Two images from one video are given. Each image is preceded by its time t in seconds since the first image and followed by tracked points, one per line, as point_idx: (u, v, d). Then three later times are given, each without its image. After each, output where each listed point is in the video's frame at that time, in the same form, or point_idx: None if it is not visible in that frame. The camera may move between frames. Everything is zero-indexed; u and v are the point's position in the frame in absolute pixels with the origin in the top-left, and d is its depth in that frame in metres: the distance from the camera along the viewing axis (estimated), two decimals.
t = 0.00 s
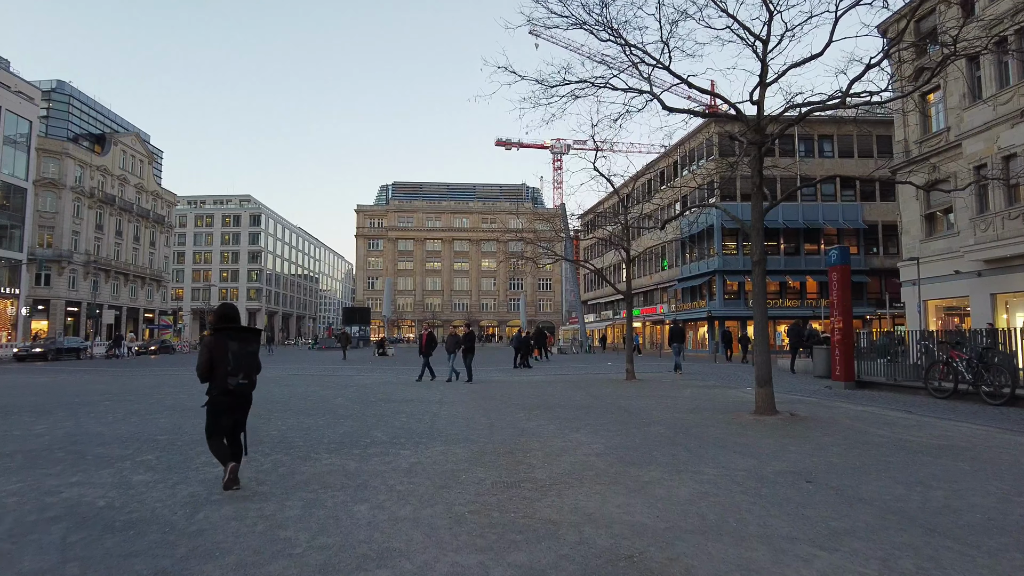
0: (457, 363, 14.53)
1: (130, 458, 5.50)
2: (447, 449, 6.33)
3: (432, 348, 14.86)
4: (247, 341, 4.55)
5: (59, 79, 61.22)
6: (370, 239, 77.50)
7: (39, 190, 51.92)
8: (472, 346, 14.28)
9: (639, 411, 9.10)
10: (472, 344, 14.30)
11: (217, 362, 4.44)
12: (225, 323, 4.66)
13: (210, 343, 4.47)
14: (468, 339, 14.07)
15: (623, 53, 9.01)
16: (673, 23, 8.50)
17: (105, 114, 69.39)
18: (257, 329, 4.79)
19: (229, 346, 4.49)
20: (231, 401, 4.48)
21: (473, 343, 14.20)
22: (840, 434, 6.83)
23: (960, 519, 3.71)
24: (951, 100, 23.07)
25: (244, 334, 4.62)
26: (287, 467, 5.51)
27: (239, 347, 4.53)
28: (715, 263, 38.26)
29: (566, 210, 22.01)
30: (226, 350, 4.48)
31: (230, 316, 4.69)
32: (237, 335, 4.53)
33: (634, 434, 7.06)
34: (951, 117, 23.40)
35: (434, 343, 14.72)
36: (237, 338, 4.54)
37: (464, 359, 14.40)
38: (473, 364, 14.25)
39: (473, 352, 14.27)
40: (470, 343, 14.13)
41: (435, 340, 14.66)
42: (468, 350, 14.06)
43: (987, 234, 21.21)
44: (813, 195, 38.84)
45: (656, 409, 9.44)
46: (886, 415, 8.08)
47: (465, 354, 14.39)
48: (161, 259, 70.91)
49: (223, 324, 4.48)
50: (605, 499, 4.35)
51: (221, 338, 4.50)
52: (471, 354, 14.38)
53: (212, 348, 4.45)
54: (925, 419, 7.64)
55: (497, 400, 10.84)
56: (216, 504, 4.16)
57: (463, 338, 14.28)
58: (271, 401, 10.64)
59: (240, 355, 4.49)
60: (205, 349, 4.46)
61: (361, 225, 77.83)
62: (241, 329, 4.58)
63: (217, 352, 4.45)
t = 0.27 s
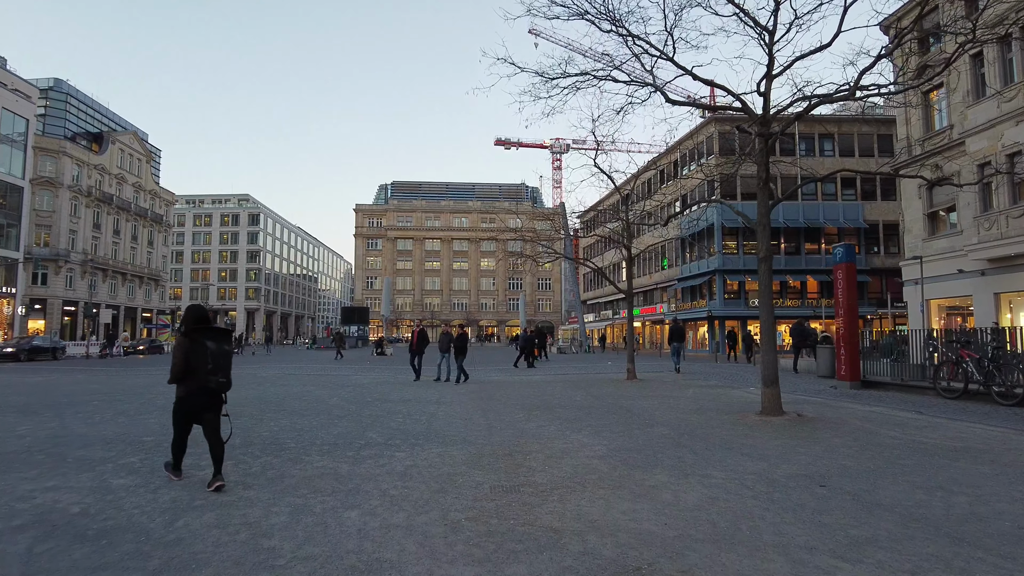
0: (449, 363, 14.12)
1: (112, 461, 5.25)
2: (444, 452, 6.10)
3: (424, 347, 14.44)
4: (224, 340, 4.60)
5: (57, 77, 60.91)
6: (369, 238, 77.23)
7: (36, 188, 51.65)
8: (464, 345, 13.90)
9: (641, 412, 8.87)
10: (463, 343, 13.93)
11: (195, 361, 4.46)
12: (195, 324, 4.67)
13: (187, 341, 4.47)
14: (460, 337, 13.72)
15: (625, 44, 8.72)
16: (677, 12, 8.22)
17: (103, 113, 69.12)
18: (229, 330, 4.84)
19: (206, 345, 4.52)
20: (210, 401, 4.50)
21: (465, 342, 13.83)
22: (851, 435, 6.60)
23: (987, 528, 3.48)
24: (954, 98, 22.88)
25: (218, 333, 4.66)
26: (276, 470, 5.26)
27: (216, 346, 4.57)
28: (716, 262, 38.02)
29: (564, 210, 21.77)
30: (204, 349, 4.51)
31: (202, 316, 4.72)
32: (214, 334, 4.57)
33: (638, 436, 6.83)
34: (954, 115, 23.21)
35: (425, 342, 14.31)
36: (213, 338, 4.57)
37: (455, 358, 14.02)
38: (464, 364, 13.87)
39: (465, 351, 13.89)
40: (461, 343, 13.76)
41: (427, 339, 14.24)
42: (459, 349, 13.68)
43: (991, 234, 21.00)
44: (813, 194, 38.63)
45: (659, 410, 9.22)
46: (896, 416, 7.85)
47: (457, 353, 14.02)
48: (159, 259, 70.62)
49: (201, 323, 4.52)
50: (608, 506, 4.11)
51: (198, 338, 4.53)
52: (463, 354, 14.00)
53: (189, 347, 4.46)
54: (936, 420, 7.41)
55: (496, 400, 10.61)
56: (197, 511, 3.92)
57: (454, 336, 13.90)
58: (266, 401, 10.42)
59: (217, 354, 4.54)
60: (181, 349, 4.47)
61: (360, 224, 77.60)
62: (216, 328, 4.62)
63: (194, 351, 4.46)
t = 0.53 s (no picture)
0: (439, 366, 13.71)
1: (90, 468, 5.00)
2: (440, 457, 5.85)
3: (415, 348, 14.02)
4: (181, 334, 4.59)
5: (52, 77, 60.56)
6: (367, 239, 76.98)
7: (31, 188, 51.34)
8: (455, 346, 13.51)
9: (643, 414, 8.64)
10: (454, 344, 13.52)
11: (150, 355, 4.44)
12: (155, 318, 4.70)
13: (143, 335, 4.48)
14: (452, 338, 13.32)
15: (625, 36, 8.41)
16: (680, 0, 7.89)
17: (99, 113, 68.84)
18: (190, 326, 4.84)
19: (162, 339, 4.51)
20: (164, 395, 4.48)
21: (456, 343, 13.43)
22: (862, 438, 6.36)
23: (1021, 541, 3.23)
24: (957, 95, 22.69)
25: (177, 329, 4.66)
26: (263, 477, 5.01)
27: (172, 340, 4.56)
28: (716, 262, 37.79)
29: (563, 210, 21.53)
30: (159, 343, 4.50)
31: (162, 311, 4.73)
32: (170, 329, 4.56)
33: (641, 440, 6.59)
34: (957, 113, 23.00)
35: (416, 344, 13.88)
36: (170, 332, 4.57)
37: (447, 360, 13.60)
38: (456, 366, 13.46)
39: (456, 352, 13.48)
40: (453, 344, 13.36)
41: (417, 340, 13.79)
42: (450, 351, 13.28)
43: (994, 233, 20.81)
44: (813, 193, 38.42)
45: (661, 412, 8.97)
46: (907, 418, 7.60)
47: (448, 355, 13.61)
48: (156, 259, 70.29)
49: (156, 317, 4.50)
50: (611, 517, 3.87)
51: (154, 331, 4.52)
52: (454, 356, 13.58)
53: (143, 341, 4.46)
54: (949, 422, 7.16)
55: (495, 403, 10.36)
56: (171, 523, 3.65)
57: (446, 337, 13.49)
58: (258, 404, 10.17)
59: (173, 348, 4.53)
60: (136, 343, 4.46)
61: (358, 224, 77.38)
62: (175, 322, 4.61)
63: (149, 345, 4.46)
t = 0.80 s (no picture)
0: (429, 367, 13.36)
1: (70, 475, 4.77)
2: (437, 463, 5.64)
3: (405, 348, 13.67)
4: (147, 340, 4.49)
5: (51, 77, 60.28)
6: (367, 239, 76.80)
7: (30, 188, 51.12)
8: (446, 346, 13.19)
9: (646, 417, 8.41)
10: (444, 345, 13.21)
11: (115, 361, 4.38)
12: (125, 322, 4.60)
13: (108, 341, 4.41)
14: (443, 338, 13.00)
15: (628, 28, 8.16)
16: None
17: (98, 113, 68.63)
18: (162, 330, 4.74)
19: (127, 345, 4.43)
20: (129, 402, 4.40)
21: (447, 343, 13.13)
22: (874, 442, 6.14)
23: None
24: (962, 93, 22.46)
25: (146, 334, 4.55)
26: (251, 485, 4.79)
27: (138, 346, 4.47)
28: (717, 261, 37.56)
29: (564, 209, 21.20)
30: (125, 349, 4.43)
31: (134, 314, 4.64)
32: (136, 334, 4.46)
33: (645, 444, 6.38)
34: (962, 111, 22.74)
35: (406, 343, 13.54)
36: (135, 338, 4.47)
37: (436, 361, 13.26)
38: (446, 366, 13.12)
39: (447, 352, 13.15)
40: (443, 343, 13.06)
41: (406, 339, 13.46)
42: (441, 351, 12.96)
43: (999, 231, 20.60)
44: (815, 192, 38.17)
45: (664, 415, 8.75)
46: (918, 421, 7.37)
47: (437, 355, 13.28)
48: (155, 259, 70.06)
49: (120, 323, 4.41)
50: (615, 529, 3.65)
51: (119, 337, 4.44)
52: (445, 356, 13.24)
53: (109, 347, 4.39)
54: (962, 425, 6.94)
55: (494, 405, 10.14)
56: (147, 537, 3.43)
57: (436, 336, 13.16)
58: (251, 406, 9.94)
59: (138, 355, 4.44)
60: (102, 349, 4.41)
61: (358, 224, 77.14)
62: (142, 328, 4.50)
63: (114, 351, 4.39)
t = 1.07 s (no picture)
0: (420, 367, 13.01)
1: (46, 480, 4.51)
2: (434, 466, 5.39)
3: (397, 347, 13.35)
4: (119, 328, 4.59)
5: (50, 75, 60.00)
6: (368, 238, 76.54)
7: (28, 187, 50.87)
8: (436, 345, 12.84)
9: (650, 418, 8.14)
10: (434, 343, 12.86)
11: (87, 350, 4.44)
12: (95, 313, 4.67)
13: (80, 329, 4.48)
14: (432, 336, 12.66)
15: (631, 15, 7.89)
16: None
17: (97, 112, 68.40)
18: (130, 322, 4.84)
19: (99, 333, 4.51)
20: (103, 389, 4.47)
21: (437, 341, 12.79)
22: (890, 443, 5.91)
23: None
24: (968, 89, 22.19)
25: (116, 323, 4.66)
26: (239, 489, 4.54)
27: (110, 334, 4.57)
28: (719, 260, 37.29)
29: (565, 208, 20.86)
30: (97, 337, 4.50)
31: (101, 305, 4.72)
32: (108, 323, 4.56)
33: (651, 447, 6.11)
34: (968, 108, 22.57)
35: (398, 342, 13.22)
36: (107, 327, 4.56)
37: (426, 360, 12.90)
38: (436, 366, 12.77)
39: (437, 351, 12.81)
40: (433, 342, 12.73)
41: (398, 339, 13.15)
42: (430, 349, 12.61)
43: (1006, 229, 20.37)
44: (818, 191, 37.88)
45: (669, 415, 8.49)
46: (933, 422, 7.12)
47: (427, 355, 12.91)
48: (155, 259, 69.79)
49: (92, 312, 4.51)
50: (625, 540, 3.39)
51: (91, 326, 4.52)
52: (435, 355, 12.89)
53: (81, 335, 4.46)
54: (979, 427, 6.68)
55: (493, 405, 9.89)
56: (120, 548, 3.18)
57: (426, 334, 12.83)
58: (244, 406, 9.67)
59: (111, 342, 4.53)
60: (73, 338, 4.46)
61: (359, 224, 76.89)
62: (114, 317, 4.61)
63: (87, 339, 4.46)
